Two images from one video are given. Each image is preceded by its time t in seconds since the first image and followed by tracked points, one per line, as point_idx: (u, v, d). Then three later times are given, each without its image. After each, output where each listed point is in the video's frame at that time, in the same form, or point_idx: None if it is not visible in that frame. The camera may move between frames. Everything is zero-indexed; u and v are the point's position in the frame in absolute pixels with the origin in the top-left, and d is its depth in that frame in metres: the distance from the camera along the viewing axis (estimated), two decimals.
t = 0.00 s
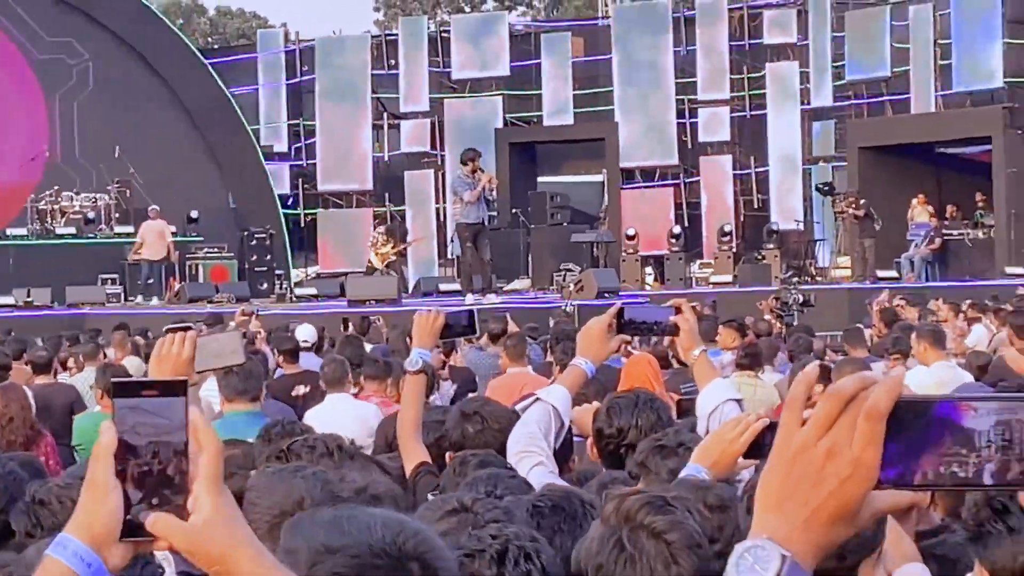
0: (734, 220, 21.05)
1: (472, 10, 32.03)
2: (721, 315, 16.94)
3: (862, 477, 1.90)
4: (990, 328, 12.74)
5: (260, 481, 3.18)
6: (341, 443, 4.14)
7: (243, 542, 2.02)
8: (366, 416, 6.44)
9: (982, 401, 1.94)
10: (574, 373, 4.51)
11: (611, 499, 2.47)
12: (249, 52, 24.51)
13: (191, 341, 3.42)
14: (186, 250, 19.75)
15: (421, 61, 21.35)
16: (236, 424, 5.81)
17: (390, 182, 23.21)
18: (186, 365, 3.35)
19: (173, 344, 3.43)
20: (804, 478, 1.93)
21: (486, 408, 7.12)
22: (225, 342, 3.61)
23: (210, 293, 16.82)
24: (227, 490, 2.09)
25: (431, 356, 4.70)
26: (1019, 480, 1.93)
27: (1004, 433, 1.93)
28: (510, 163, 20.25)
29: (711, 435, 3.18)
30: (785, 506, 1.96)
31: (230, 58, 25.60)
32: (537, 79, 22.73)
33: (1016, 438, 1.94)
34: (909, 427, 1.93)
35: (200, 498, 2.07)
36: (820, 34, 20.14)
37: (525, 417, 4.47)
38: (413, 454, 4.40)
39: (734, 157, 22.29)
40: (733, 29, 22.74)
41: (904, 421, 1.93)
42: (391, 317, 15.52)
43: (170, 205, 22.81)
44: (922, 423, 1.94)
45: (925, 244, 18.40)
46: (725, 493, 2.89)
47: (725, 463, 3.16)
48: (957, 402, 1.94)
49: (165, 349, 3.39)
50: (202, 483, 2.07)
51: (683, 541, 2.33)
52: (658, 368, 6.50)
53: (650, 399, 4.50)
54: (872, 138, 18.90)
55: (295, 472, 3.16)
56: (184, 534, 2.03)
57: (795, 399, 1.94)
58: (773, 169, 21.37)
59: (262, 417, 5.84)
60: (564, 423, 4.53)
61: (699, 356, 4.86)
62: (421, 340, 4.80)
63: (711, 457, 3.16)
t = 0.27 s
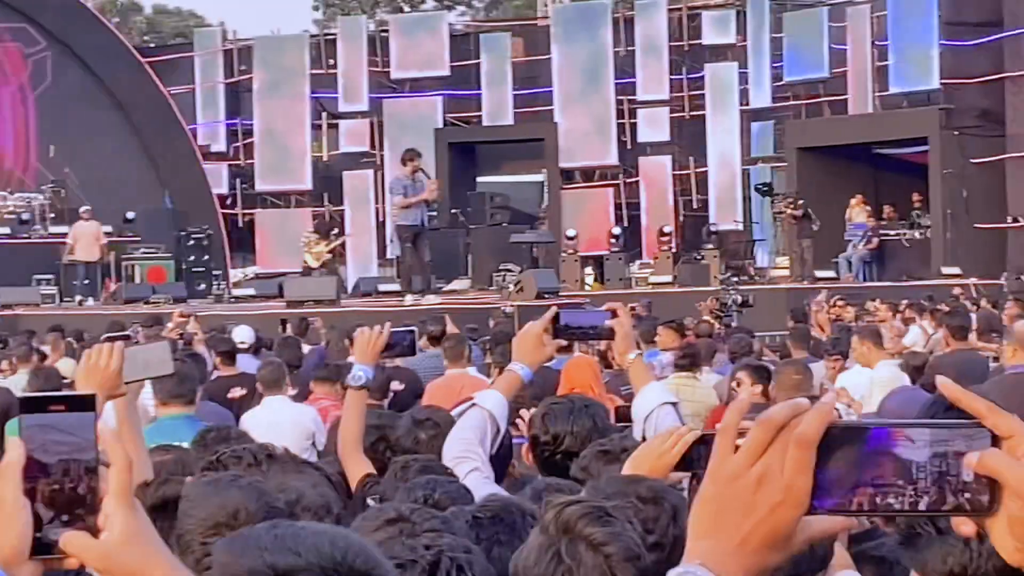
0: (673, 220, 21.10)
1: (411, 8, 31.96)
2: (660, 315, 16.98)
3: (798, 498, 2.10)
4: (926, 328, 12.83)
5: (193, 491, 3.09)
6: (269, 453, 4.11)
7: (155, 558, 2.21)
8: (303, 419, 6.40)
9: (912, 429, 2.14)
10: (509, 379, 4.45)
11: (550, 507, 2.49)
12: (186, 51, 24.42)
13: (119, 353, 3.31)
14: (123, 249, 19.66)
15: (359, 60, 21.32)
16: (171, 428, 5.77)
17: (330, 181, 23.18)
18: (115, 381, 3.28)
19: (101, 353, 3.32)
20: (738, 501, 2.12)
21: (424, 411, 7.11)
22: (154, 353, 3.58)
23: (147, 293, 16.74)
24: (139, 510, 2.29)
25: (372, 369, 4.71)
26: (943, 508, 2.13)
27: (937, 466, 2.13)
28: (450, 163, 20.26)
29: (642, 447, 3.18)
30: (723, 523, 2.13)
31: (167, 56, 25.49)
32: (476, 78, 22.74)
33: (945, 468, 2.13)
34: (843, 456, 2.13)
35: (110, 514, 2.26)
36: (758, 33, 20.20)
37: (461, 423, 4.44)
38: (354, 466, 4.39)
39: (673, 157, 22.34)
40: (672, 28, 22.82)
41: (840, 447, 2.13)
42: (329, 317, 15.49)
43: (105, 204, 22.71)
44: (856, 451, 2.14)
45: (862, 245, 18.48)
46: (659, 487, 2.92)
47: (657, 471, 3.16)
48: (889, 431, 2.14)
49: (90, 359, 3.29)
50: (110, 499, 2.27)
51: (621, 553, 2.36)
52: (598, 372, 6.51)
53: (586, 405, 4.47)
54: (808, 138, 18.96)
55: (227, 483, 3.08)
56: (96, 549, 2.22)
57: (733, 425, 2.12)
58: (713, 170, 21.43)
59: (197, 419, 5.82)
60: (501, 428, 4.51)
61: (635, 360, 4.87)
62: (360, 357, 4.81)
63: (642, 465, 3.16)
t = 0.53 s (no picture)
0: (631, 212, 21.08)
1: None
2: (617, 307, 16.94)
3: (766, 494, 2.01)
4: (883, 319, 12.83)
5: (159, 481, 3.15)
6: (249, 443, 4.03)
7: (105, 547, 2.10)
8: (259, 410, 6.34)
9: (882, 427, 2.01)
10: (466, 371, 4.42)
11: (504, 498, 2.45)
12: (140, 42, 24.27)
13: (81, 344, 3.21)
14: (78, 240, 19.51)
15: (316, 51, 21.22)
16: (127, 418, 5.70)
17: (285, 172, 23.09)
18: (75, 374, 3.19)
19: (61, 344, 3.23)
20: (706, 496, 2.04)
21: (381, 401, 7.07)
22: (115, 345, 3.51)
23: (101, 284, 16.61)
24: (86, 494, 2.14)
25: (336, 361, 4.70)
26: (909, 506, 2.01)
27: (907, 465, 2.00)
28: (407, 154, 20.19)
29: (600, 440, 3.10)
30: (691, 516, 2.06)
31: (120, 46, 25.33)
32: (433, 69, 22.67)
33: (915, 468, 2.01)
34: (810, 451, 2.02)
35: (56, 501, 2.12)
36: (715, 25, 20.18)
37: (418, 415, 4.40)
38: (322, 458, 4.38)
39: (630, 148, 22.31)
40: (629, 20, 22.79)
41: (807, 442, 2.01)
42: (285, 308, 15.40)
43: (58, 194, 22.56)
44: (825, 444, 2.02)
45: (819, 236, 18.49)
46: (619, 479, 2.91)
47: (614, 465, 3.09)
48: (858, 428, 2.01)
49: (50, 351, 3.20)
50: (58, 483, 2.11)
51: (576, 546, 2.33)
52: (557, 363, 6.47)
53: (546, 395, 4.43)
54: (766, 129, 18.94)
55: (194, 473, 3.15)
56: (41, 538, 2.10)
57: (700, 422, 2.03)
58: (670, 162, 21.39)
59: (151, 410, 5.76)
60: (458, 420, 4.46)
61: (592, 350, 4.84)
62: (325, 347, 4.81)
63: (600, 459, 3.09)
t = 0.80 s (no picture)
0: (600, 203, 21.12)
1: None
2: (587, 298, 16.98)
3: (735, 479, 1.95)
4: (852, 310, 12.90)
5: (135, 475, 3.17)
6: (223, 427, 4.04)
7: (81, 539, 2.14)
8: (229, 400, 6.36)
9: (850, 416, 1.98)
10: (438, 365, 4.44)
11: (473, 491, 2.47)
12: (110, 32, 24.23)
13: (56, 339, 3.28)
14: (48, 231, 19.49)
15: (286, 42, 21.20)
16: (95, 410, 5.72)
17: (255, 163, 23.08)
18: (51, 368, 3.26)
19: (37, 338, 3.30)
20: (676, 482, 1.98)
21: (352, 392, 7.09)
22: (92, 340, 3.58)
23: (71, 275, 16.60)
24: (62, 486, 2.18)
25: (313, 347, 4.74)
26: (877, 496, 1.96)
27: (873, 451, 1.96)
28: (377, 145, 20.19)
29: (567, 430, 3.14)
30: (660, 501, 1.99)
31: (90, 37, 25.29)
32: (403, 60, 22.67)
33: (879, 452, 1.96)
34: (777, 438, 1.98)
35: (32, 490, 2.14)
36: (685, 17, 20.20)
37: (388, 410, 4.45)
38: (294, 445, 4.44)
39: (599, 139, 22.35)
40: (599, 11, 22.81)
41: (774, 431, 1.98)
42: (255, 299, 15.41)
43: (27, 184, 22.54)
44: (794, 433, 1.99)
45: (788, 228, 18.54)
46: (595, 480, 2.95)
47: (581, 457, 3.14)
48: (827, 417, 1.98)
49: (27, 345, 3.27)
50: (32, 474, 2.14)
51: (543, 539, 2.33)
52: (528, 356, 6.50)
53: (519, 386, 4.47)
54: (735, 121, 18.99)
55: (171, 466, 3.16)
56: (18, 524, 2.12)
57: (673, 403, 1.99)
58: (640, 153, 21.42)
59: (120, 401, 5.77)
60: (429, 413, 4.50)
61: (562, 345, 4.86)
62: (303, 331, 4.86)
63: (569, 450, 3.13)
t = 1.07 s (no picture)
0: (578, 194, 21.13)
1: None
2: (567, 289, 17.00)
3: (692, 506, 1.84)
4: (833, 301, 12.92)
5: (120, 465, 3.17)
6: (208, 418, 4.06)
7: (65, 532, 2.06)
8: (209, 391, 6.37)
9: (812, 442, 1.83)
10: (418, 357, 4.47)
11: (457, 480, 2.43)
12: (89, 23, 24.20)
13: (35, 330, 3.30)
14: (26, 223, 19.44)
15: (265, 33, 21.16)
16: (76, 400, 5.72)
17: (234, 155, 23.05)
18: (31, 360, 3.27)
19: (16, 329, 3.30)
20: (634, 507, 1.88)
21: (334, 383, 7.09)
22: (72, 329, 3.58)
23: (50, 267, 16.58)
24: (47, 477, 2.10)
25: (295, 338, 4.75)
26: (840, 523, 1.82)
27: (832, 474, 1.82)
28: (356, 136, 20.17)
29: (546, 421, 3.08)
30: (618, 530, 1.89)
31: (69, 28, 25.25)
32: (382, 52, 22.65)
33: (841, 475, 1.82)
34: (736, 467, 1.84)
35: (19, 481, 2.06)
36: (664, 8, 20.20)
37: (369, 401, 4.45)
38: (276, 435, 4.44)
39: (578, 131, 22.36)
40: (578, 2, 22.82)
41: (732, 460, 1.84)
42: (235, 291, 15.41)
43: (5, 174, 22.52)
44: (754, 457, 1.84)
45: (767, 219, 18.57)
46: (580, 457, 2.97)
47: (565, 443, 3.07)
48: (788, 443, 1.83)
49: (6, 337, 3.28)
50: (20, 465, 2.07)
51: (527, 528, 2.28)
52: (509, 346, 6.50)
53: (501, 376, 4.49)
54: (713, 113, 18.99)
55: (154, 456, 3.17)
56: (6, 518, 2.04)
57: (629, 426, 1.88)
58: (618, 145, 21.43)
59: (104, 393, 5.77)
60: (409, 405, 4.51)
61: (542, 336, 4.86)
62: (287, 323, 4.87)
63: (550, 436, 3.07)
